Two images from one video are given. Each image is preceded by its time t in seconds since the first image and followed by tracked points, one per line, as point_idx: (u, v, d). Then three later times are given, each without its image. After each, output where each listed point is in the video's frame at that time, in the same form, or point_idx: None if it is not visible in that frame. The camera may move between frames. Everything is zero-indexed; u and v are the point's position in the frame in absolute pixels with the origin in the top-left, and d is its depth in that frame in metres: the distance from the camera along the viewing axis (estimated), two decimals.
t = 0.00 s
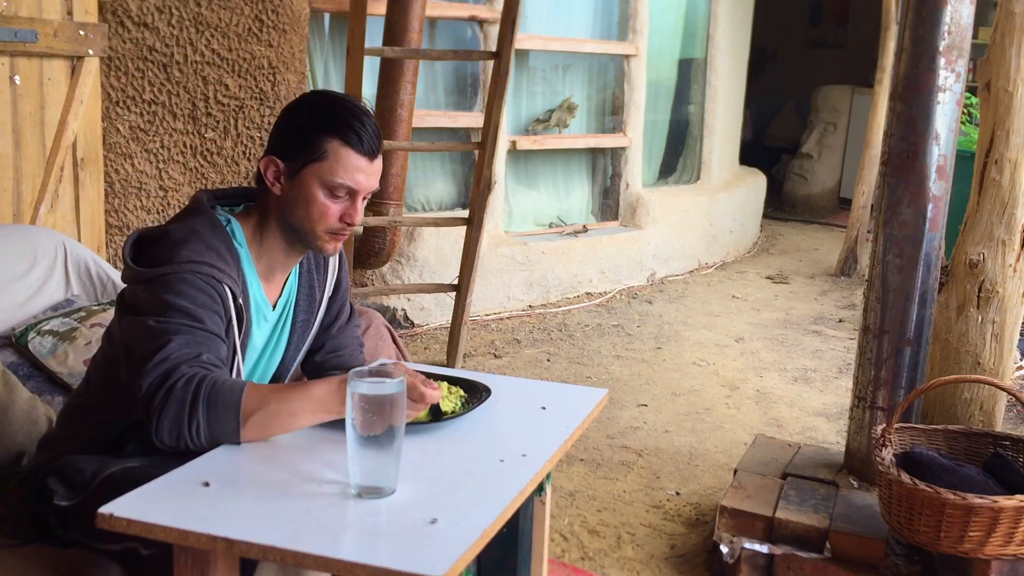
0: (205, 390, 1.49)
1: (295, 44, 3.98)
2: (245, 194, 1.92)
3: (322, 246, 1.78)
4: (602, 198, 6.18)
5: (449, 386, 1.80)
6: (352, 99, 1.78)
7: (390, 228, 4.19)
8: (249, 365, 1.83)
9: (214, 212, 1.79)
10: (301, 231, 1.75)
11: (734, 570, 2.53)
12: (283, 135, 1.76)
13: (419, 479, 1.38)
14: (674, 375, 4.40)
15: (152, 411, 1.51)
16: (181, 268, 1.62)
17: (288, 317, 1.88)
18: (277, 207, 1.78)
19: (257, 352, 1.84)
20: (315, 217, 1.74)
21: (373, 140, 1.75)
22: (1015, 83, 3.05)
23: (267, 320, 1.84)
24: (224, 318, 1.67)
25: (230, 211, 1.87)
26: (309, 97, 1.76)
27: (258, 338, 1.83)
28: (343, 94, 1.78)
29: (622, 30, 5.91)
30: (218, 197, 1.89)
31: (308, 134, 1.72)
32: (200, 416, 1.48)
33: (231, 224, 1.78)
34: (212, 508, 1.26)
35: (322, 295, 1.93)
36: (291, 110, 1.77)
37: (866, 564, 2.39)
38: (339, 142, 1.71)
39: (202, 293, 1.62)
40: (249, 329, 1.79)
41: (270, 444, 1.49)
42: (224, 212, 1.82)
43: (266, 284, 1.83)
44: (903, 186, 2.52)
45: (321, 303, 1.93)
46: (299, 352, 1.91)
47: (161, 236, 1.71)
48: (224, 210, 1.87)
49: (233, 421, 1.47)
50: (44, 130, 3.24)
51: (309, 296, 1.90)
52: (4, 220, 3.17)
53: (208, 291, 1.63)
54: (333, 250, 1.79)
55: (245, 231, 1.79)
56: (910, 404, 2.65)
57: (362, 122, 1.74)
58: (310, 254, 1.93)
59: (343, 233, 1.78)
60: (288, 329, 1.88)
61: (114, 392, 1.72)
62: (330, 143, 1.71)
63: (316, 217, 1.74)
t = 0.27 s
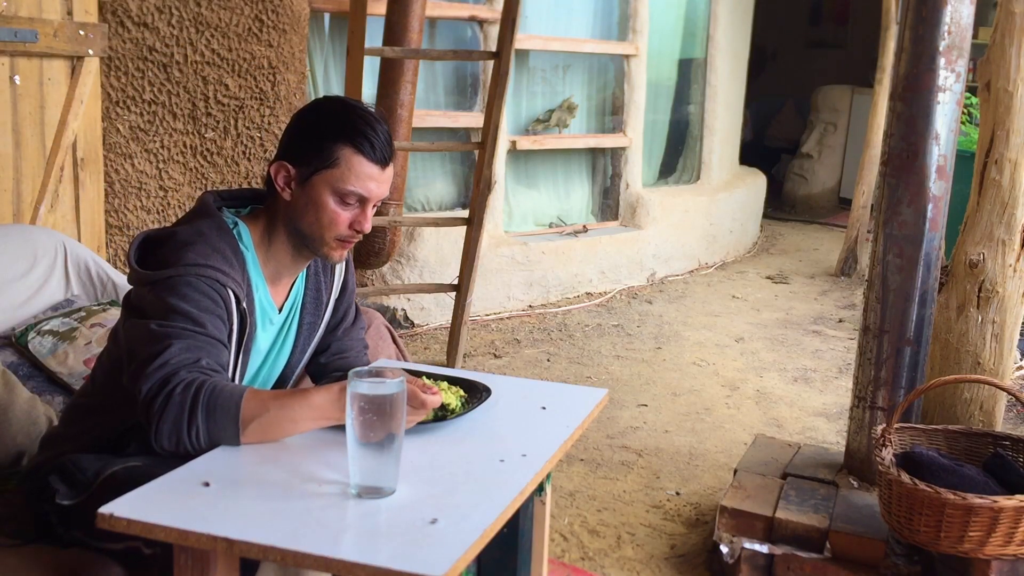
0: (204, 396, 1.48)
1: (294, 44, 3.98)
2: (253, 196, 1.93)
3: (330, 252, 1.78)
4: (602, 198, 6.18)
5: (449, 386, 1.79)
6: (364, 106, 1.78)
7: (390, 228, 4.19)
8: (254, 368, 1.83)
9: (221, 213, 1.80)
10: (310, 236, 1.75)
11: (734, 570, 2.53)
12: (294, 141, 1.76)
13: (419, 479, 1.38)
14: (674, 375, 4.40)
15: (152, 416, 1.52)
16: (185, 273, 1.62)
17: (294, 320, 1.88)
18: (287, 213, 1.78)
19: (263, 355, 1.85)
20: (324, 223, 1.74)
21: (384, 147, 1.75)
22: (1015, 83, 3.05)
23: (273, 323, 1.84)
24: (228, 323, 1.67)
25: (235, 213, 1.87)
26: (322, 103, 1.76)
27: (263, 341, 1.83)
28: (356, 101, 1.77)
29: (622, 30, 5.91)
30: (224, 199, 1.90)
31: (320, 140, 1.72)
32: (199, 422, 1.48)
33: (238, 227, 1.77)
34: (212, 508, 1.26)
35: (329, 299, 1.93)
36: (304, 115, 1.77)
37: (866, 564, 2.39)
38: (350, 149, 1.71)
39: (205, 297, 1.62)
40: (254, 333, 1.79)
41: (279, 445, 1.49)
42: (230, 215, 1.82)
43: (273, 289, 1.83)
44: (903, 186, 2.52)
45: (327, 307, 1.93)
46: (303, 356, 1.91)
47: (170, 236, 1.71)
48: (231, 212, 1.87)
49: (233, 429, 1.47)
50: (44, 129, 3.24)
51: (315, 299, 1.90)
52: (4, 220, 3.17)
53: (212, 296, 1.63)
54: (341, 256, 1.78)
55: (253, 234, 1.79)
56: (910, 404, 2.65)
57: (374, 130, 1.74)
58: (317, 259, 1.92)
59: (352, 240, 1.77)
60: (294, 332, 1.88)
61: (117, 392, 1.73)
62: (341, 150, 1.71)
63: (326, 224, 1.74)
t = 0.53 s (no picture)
0: (202, 397, 1.48)
1: (294, 44, 3.98)
2: (253, 196, 1.93)
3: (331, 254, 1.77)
4: (602, 198, 6.18)
5: (448, 386, 1.79)
6: (363, 107, 1.78)
7: (390, 228, 4.19)
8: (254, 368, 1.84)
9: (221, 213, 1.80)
10: (311, 238, 1.75)
11: (734, 570, 2.53)
12: (294, 143, 1.76)
13: (419, 479, 1.38)
14: (674, 375, 4.40)
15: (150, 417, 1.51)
16: (185, 274, 1.62)
17: (293, 320, 1.88)
18: (287, 215, 1.77)
19: (262, 355, 1.85)
20: (325, 224, 1.74)
21: (384, 147, 1.74)
22: (1015, 83, 3.05)
23: (272, 324, 1.84)
24: (228, 324, 1.67)
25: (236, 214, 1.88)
26: (321, 105, 1.76)
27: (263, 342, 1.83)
28: (355, 102, 1.77)
29: (622, 30, 5.91)
30: (225, 199, 1.90)
31: (319, 142, 1.72)
32: (197, 423, 1.48)
33: (239, 228, 1.77)
34: (212, 508, 1.26)
35: (328, 299, 1.93)
36: (304, 116, 1.77)
37: (866, 564, 2.39)
38: (350, 150, 1.71)
39: (206, 298, 1.62)
40: (254, 333, 1.79)
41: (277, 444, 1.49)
42: (230, 215, 1.82)
43: (272, 291, 1.83)
44: (903, 186, 2.52)
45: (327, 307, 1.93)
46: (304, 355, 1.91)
47: (170, 236, 1.72)
48: (231, 212, 1.88)
49: (231, 429, 1.47)
50: (44, 129, 3.24)
51: (315, 299, 1.90)
52: (4, 220, 3.17)
53: (212, 298, 1.63)
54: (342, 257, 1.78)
55: (253, 235, 1.79)
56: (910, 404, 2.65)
57: (374, 130, 1.73)
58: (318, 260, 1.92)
59: (353, 241, 1.77)
60: (293, 332, 1.89)
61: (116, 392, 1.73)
62: (340, 151, 1.71)
63: (327, 225, 1.74)
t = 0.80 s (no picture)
0: (192, 387, 1.45)
1: (294, 44, 3.98)
2: (253, 196, 1.94)
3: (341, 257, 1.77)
4: (602, 198, 6.18)
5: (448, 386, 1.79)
6: (365, 110, 1.78)
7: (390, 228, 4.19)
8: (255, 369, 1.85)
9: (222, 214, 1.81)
10: (321, 242, 1.75)
11: (734, 570, 2.53)
12: (298, 150, 1.77)
13: (419, 479, 1.38)
14: (674, 375, 4.40)
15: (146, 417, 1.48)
16: (184, 274, 1.62)
17: (294, 322, 1.90)
18: (294, 221, 1.77)
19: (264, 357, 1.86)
20: (334, 226, 1.74)
21: (388, 147, 1.75)
22: (1015, 83, 3.05)
23: (273, 325, 1.85)
24: (229, 325, 1.67)
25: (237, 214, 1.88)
26: (323, 111, 1.77)
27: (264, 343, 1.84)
28: (357, 106, 1.78)
29: (622, 30, 5.91)
30: (226, 200, 1.91)
31: (324, 145, 1.73)
32: (192, 413, 1.45)
33: (241, 229, 1.78)
34: (211, 508, 1.26)
35: (328, 301, 1.95)
36: (307, 123, 1.77)
37: (866, 564, 2.39)
38: (354, 151, 1.71)
39: (205, 298, 1.61)
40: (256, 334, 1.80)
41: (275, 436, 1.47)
42: (231, 216, 1.82)
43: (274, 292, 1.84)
44: (903, 186, 2.52)
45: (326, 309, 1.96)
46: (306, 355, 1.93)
47: (172, 237, 1.72)
48: (231, 212, 1.89)
49: (228, 410, 1.46)
50: (44, 129, 3.24)
51: (315, 301, 1.93)
52: (4, 220, 3.17)
53: (211, 297, 1.62)
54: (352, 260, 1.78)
55: (255, 236, 1.79)
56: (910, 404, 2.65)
57: (378, 132, 1.74)
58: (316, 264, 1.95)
59: (361, 243, 1.77)
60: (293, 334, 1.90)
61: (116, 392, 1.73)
62: (345, 152, 1.71)
63: (336, 227, 1.74)
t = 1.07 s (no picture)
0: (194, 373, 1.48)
1: (294, 44, 3.98)
2: (256, 196, 1.94)
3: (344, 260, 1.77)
4: (602, 198, 6.18)
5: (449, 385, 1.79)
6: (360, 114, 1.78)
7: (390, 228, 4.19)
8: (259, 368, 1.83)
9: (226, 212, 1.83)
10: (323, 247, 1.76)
11: (734, 570, 2.53)
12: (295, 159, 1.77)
13: (419, 479, 1.38)
14: (674, 375, 4.40)
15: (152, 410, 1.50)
16: (188, 272, 1.62)
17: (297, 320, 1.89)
18: (296, 229, 1.77)
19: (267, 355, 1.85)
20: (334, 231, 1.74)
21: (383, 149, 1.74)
22: (1015, 83, 3.05)
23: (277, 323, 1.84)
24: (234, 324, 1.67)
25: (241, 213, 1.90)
26: (318, 118, 1.77)
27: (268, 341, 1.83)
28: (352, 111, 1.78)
29: (622, 30, 5.91)
30: (230, 200, 1.92)
31: (319, 152, 1.73)
32: (198, 399, 1.48)
33: (246, 229, 1.78)
34: (211, 508, 1.26)
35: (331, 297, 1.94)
36: (301, 132, 1.78)
37: (866, 564, 2.39)
38: (348, 154, 1.71)
39: (209, 297, 1.61)
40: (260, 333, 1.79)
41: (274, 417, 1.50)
42: (235, 216, 1.83)
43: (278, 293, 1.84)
44: (902, 186, 2.52)
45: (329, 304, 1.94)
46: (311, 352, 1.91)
47: (177, 236, 1.72)
48: (235, 212, 1.89)
49: (233, 387, 1.49)
50: (44, 129, 3.24)
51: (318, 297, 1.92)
52: (4, 220, 3.17)
53: (216, 295, 1.62)
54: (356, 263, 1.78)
55: (259, 237, 1.80)
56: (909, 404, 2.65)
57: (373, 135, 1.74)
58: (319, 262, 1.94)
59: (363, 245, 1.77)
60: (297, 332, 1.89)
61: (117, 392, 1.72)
62: (339, 157, 1.71)
63: (336, 231, 1.74)
